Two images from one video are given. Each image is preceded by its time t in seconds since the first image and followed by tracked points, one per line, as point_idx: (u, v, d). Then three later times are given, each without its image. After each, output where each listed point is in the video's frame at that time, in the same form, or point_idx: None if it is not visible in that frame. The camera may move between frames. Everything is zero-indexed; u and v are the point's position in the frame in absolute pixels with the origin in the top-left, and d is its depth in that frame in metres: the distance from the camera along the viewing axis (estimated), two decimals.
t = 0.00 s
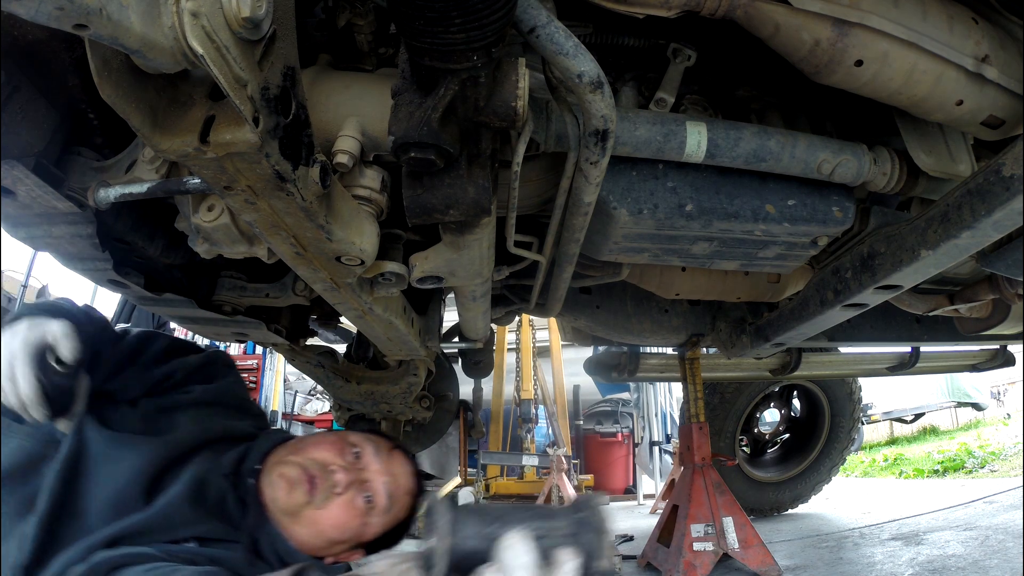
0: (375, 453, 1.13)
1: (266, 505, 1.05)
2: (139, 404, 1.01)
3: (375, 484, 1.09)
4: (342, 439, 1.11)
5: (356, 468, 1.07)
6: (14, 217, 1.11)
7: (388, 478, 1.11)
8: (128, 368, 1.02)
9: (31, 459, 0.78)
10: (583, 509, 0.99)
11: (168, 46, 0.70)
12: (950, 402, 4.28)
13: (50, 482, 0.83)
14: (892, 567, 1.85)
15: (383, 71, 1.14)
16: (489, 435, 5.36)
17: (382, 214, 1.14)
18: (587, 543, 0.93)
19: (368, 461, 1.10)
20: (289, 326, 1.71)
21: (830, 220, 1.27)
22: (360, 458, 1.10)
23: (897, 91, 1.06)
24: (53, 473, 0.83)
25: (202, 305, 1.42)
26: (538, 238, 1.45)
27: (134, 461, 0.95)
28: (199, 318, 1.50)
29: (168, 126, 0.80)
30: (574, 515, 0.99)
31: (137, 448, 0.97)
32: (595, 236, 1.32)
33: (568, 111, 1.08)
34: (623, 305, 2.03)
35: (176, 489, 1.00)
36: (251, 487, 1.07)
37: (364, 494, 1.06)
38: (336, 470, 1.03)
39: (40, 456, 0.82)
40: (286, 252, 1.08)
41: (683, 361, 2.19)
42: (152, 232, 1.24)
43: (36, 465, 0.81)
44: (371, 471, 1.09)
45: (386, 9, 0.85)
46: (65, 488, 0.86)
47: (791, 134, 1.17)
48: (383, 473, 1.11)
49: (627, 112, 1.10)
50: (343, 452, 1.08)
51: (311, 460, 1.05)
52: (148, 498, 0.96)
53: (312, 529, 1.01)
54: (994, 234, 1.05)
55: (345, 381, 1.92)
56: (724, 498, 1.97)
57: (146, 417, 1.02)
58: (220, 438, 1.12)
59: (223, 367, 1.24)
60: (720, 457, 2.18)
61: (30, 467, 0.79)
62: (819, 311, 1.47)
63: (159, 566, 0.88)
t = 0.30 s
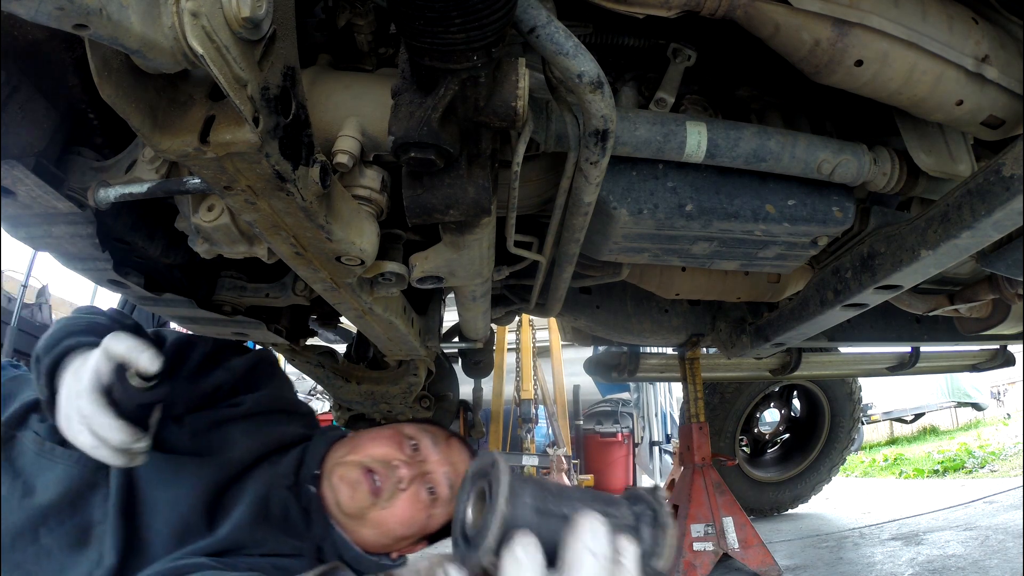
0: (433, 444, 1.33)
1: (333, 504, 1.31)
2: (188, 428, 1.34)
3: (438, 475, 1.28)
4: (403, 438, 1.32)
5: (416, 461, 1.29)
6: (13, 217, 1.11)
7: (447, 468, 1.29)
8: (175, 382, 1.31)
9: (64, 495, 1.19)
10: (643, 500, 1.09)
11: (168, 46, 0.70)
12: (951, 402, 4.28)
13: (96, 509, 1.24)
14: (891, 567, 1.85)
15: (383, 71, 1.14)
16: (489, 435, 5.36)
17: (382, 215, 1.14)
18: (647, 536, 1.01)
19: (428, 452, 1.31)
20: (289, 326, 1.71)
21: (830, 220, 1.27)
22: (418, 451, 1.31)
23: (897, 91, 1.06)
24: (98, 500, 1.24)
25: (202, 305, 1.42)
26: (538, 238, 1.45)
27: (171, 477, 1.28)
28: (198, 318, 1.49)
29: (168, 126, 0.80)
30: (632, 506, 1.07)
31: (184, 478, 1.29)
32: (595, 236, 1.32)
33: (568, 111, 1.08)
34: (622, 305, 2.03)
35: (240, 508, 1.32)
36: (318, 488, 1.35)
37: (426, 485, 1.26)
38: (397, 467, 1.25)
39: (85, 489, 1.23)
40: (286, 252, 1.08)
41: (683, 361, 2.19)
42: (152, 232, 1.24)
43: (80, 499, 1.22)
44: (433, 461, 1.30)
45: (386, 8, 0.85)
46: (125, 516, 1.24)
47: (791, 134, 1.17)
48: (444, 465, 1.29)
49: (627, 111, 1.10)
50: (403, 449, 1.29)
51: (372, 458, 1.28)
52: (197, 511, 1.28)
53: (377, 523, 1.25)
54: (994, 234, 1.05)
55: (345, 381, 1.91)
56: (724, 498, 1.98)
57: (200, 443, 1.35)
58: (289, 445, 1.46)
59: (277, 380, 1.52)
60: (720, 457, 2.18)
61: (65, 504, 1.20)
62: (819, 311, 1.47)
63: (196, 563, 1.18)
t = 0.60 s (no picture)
0: (448, 443, 1.51)
1: (351, 506, 1.43)
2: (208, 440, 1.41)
3: (452, 472, 1.46)
4: (417, 438, 1.49)
5: (431, 459, 1.47)
6: (13, 217, 1.11)
7: (460, 466, 1.47)
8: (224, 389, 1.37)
9: (76, 508, 1.29)
10: (667, 509, 1.07)
11: (168, 46, 0.70)
12: (951, 402, 4.28)
13: (105, 520, 1.31)
14: (891, 567, 1.85)
15: (382, 71, 1.14)
16: (490, 435, 5.35)
17: (382, 215, 1.14)
18: (672, 544, 1.00)
19: (441, 452, 1.49)
20: (289, 326, 1.71)
21: (830, 220, 1.27)
22: (431, 450, 1.49)
23: (897, 91, 1.06)
24: (107, 512, 1.32)
25: (202, 305, 1.42)
26: (538, 238, 1.45)
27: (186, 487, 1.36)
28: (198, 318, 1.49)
29: (168, 126, 0.80)
30: (655, 515, 1.07)
31: (199, 490, 1.36)
32: (595, 236, 1.32)
33: (568, 111, 1.08)
34: (622, 305, 2.03)
35: (258, 517, 1.39)
36: (336, 488, 1.46)
37: (440, 483, 1.44)
38: (415, 467, 1.42)
39: (94, 501, 1.32)
40: (286, 252, 1.08)
41: (683, 360, 2.19)
42: (151, 232, 1.24)
43: (89, 512, 1.31)
44: (447, 459, 1.48)
45: (386, 8, 0.84)
46: (135, 530, 1.31)
47: (791, 134, 1.17)
48: (455, 463, 1.48)
49: (627, 111, 1.10)
50: (418, 448, 1.47)
51: (391, 459, 1.43)
52: (211, 521, 1.34)
53: (396, 522, 1.41)
54: (994, 234, 1.05)
55: (344, 381, 1.91)
56: (724, 498, 1.98)
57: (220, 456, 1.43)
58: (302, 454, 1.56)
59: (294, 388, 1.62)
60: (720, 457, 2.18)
61: (75, 517, 1.28)
62: (819, 311, 1.47)
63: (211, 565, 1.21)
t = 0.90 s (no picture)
0: (449, 444, 1.51)
1: (355, 507, 1.43)
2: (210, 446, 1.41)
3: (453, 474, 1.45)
4: (417, 439, 1.49)
5: (432, 460, 1.46)
6: (13, 217, 1.11)
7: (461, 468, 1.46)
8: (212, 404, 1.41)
9: (73, 516, 1.29)
10: (651, 470, 1.08)
11: (168, 46, 0.70)
12: (951, 402, 4.27)
13: (105, 528, 1.32)
14: (891, 567, 1.85)
15: (382, 71, 1.14)
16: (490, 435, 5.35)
17: (382, 215, 1.14)
18: (661, 504, 1.02)
19: (443, 453, 1.49)
20: (289, 326, 1.70)
21: (830, 220, 1.27)
22: (432, 451, 1.48)
23: (897, 91, 1.06)
24: (107, 519, 1.32)
25: (202, 305, 1.42)
26: (538, 238, 1.45)
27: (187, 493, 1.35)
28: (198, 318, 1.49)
29: (168, 126, 0.80)
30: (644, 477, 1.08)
31: (201, 496, 1.36)
32: (595, 236, 1.32)
33: (568, 111, 1.08)
34: (622, 305, 2.03)
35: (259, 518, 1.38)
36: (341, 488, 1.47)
37: (442, 484, 1.43)
38: (417, 468, 1.42)
39: (92, 509, 1.31)
40: (286, 252, 1.08)
41: (683, 361, 2.19)
42: (152, 232, 1.24)
43: (88, 521, 1.31)
44: (449, 460, 1.48)
45: (386, 8, 0.84)
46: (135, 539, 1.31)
47: (791, 134, 1.17)
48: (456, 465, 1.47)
49: (627, 111, 1.10)
50: (419, 449, 1.46)
51: (393, 459, 1.43)
52: (211, 525, 1.35)
53: (399, 524, 1.41)
54: (993, 234, 1.05)
55: (345, 381, 1.91)
56: (724, 498, 1.98)
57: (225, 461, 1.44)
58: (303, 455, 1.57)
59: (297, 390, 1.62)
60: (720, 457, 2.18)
61: (73, 526, 1.28)
62: (819, 311, 1.47)
63: (214, 565, 1.21)
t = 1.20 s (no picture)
0: (449, 446, 1.53)
1: (357, 508, 1.43)
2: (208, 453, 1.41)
3: (454, 476, 1.50)
4: (421, 441, 1.50)
5: (434, 462, 1.49)
6: (13, 217, 1.11)
7: (461, 469, 1.51)
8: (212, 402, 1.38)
9: (68, 533, 1.27)
10: (677, 488, 1.06)
11: (168, 46, 0.70)
12: (950, 402, 4.27)
13: (103, 539, 1.32)
14: (891, 566, 1.85)
15: (382, 71, 1.14)
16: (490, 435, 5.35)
17: (382, 214, 1.14)
18: (688, 521, 0.99)
19: (444, 455, 1.51)
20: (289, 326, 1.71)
21: (830, 220, 1.27)
22: (434, 453, 1.50)
23: (897, 92, 1.06)
24: (103, 531, 1.32)
25: (202, 306, 1.42)
26: (538, 238, 1.45)
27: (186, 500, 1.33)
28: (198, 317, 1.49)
29: (168, 126, 0.80)
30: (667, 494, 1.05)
31: (201, 499, 1.35)
32: (595, 236, 1.32)
33: (568, 111, 1.08)
34: (622, 305, 2.03)
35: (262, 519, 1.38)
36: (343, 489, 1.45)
37: (443, 486, 1.46)
38: (421, 470, 1.43)
39: (88, 522, 1.30)
40: (286, 252, 1.08)
41: (683, 360, 2.19)
42: (152, 232, 1.24)
43: (84, 535, 1.29)
44: (450, 463, 1.51)
45: (386, 8, 0.84)
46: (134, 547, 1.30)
47: (791, 134, 1.17)
48: (456, 466, 1.51)
49: (627, 111, 1.10)
50: (422, 451, 1.48)
51: (396, 461, 1.43)
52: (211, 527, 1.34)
53: (400, 525, 1.42)
54: (994, 234, 1.05)
55: (345, 381, 1.91)
56: (724, 498, 1.99)
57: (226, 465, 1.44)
58: (304, 455, 1.56)
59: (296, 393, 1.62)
60: (720, 457, 2.18)
61: (71, 541, 1.27)
62: (819, 311, 1.47)
63: (217, 567, 1.20)
